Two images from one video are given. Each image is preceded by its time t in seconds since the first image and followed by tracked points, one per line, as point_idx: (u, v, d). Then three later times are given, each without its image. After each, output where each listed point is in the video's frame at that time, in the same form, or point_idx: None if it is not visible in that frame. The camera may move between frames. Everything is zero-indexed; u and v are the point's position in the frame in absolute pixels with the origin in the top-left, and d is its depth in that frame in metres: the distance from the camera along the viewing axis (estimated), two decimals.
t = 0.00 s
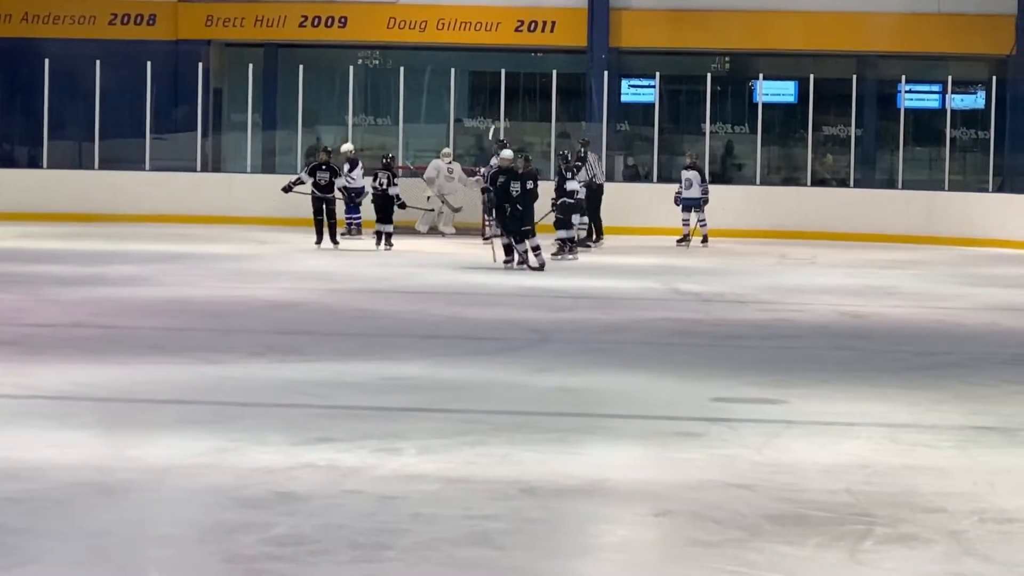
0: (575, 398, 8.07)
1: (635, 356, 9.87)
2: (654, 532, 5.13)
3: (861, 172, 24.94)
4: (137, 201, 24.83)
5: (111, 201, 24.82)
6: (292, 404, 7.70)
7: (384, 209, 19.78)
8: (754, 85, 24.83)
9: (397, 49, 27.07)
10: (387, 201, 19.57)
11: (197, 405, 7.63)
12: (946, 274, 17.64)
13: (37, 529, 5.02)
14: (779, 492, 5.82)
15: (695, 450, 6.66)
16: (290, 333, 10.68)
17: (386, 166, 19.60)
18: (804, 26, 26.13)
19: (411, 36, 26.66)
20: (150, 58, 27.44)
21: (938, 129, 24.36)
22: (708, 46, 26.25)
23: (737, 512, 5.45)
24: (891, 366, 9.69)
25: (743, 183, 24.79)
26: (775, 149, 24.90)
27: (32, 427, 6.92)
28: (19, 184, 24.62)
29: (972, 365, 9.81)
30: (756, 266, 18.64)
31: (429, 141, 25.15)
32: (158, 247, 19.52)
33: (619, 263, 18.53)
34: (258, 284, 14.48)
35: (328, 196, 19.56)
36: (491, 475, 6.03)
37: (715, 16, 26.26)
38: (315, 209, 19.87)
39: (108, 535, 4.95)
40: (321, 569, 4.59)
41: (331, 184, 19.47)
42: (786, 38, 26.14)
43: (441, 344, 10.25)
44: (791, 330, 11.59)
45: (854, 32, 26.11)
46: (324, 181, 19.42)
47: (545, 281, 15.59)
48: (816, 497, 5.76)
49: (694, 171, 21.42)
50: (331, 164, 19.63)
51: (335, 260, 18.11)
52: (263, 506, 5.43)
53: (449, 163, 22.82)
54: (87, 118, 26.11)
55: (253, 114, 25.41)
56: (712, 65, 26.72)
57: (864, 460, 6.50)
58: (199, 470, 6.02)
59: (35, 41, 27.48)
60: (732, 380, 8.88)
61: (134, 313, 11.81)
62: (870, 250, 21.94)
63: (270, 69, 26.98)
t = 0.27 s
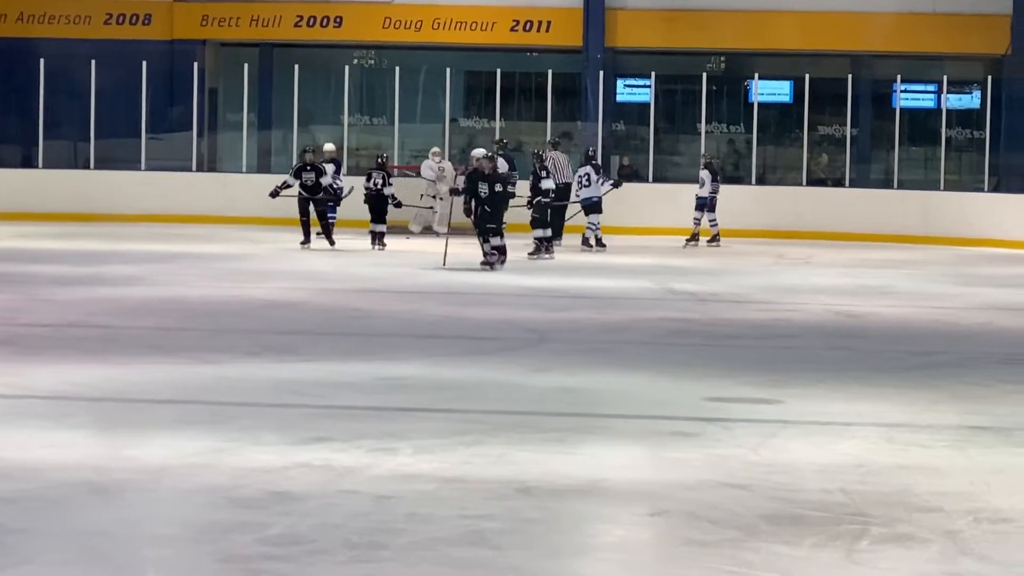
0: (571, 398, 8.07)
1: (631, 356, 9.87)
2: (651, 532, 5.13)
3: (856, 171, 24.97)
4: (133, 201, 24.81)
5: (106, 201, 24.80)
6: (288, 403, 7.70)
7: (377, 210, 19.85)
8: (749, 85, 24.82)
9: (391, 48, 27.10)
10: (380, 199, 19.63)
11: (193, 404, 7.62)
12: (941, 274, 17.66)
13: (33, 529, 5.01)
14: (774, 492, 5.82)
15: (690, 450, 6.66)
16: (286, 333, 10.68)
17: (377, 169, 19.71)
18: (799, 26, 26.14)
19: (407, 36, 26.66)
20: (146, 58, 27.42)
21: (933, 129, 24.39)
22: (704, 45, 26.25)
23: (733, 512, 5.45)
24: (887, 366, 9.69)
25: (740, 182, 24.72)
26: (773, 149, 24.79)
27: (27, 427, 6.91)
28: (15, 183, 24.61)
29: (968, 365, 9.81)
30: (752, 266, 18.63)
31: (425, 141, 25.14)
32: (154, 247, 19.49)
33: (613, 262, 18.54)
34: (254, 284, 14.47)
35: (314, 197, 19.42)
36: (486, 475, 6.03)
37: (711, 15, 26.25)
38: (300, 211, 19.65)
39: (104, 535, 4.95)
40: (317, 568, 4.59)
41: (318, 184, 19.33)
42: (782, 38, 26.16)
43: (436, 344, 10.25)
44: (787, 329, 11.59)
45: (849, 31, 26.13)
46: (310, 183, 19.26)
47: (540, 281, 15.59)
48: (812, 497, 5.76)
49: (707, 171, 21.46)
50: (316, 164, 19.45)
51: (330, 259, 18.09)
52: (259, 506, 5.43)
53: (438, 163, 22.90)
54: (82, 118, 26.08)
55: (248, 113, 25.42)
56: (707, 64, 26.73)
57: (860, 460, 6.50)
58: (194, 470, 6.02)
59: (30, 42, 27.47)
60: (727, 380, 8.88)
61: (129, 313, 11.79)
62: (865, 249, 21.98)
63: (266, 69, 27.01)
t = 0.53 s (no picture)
0: (567, 397, 8.07)
1: (627, 355, 9.88)
2: (646, 532, 5.13)
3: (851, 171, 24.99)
4: (127, 201, 24.77)
5: (100, 201, 24.76)
6: (282, 404, 7.70)
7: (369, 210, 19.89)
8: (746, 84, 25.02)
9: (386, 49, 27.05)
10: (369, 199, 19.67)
11: (188, 404, 7.62)
12: (936, 273, 17.69)
13: (29, 529, 5.01)
14: (770, 492, 5.82)
15: (686, 450, 6.67)
16: (281, 332, 10.67)
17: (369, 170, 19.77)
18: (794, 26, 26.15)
19: (401, 36, 26.65)
20: (141, 58, 27.41)
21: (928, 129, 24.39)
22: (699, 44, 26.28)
23: (729, 512, 5.45)
24: (883, 365, 9.70)
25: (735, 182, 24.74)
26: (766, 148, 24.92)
27: (22, 427, 6.91)
28: (9, 184, 24.58)
29: (963, 365, 9.83)
30: (748, 265, 18.64)
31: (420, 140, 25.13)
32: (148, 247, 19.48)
33: (609, 262, 18.55)
34: (248, 284, 14.47)
35: (300, 196, 19.26)
36: (482, 475, 6.03)
37: (706, 15, 26.28)
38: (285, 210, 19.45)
39: (99, 535, 4.95)
40: (312, 568, 4.59)
41: (302, 183, 19.20)
42: (777, 38, 26.17)
43: (432, 344, 10.25)
44: (782, 329, 11.60)
45: (843, 31, 26.13)
46: (295, 180, 19.14)
47: (535, 281, 15.58)
48: (807, 497, 5.76)
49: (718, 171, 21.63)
50: (303, 163, 19.37)
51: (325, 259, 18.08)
52: (254, 506, 5.43)
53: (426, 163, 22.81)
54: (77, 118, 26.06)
55: (243, 113, 25.40)
56: (702, 64, 26.72)
57: (855, 460, 6.51)
58: (189, 470, 6.02)
59: (25, 41, 27.46)
60: (723, 380, 8.89)
61: (125, 313, 11.79)
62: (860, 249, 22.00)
63: (260, 69, 27.01)
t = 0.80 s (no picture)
0: (561, 398, 8.07)
1: (620, 355, 9.88)
2: (639, 533, 5.13)
3: (844, 171, 25.03)
4: (120, 201, 24.75)
5: (93, 201, 24.73)
6: (276, 404, 7.69)
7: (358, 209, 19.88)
8: (737, 85, 24.81)
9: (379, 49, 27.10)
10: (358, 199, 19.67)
11: (182, 405, 7.61)
12: (929, 273, 17.72)
13: (22, 529, 5.01)
14: (763, 492, 5.82)
15: (679, 450, 6.66)
16: (274, 333, 10.67)
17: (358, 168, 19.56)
18: (787, 26, 26.17)
19: (395, 36, 26.64)
20: (134, 58, 27.37)
21: (921, 129, 24.43)
22: (692, 45, 26.29)
23: (722, 512, 5.45)
24: (876, 365, 9.71)
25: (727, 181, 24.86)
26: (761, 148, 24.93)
27: (16, 427, 6.90)
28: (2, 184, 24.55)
29: (957, 365, 9.84)
30: (742, 265, 18.65)
31: (414, 141, 25.14)
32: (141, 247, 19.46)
33: (602, 263, 18.56)
34: (242, 284, 14.46)
35: (286, 197, 19.02)
36: (476, 475, 6.03)
37: (700, 16, 26.30)
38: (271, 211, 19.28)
39: (92, 535, 4.95)
40: (305, 568, 4.59)
41: (291, 184, 18.93)
42: (770, 39, 26.16)
43: (425, 344, 10.25)
44: (776, 329, 11.61)
45: (836, 30, 26.14)
46: (285, 181, 18.84)
47: (529, 281, 15.58)
48: (801, 497, 5.77)
49: (729, 171, 21.89)
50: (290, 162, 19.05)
51: (319, 259, 18.07)
52: (248, 506, 5.42)
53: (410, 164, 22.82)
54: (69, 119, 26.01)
55: (237, 113, 25.38)
56: (696, 65, 26.72)
57: (848, 460, 6.51)
58: (182, 471, 6.01)
59: (18, 41, 27.41)
60: (716, 380, 8.89)
61: (118, 314, 11.78)
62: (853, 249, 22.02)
63: (253, 69, 26.99)
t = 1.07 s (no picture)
0: (554, 397, 8.07)
1: (613, 355, 9.89)
2: (632, 532, 5.13)
3: (837, 170, 25.07)
4: (111, 201, 24.71)
5: (85, 200, 24.68)
6: (268, 403, 7.69)
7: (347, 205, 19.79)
8: (731, 83, 24.97)
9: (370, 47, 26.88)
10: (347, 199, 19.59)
11: (175, 404, 7.60)
12: (921, 273, 17.74)
13: (14, 529, 5.00)
14: (756, 492, 5.83)
15: (672, 450, 6.66)
16: (267, 332, 10.65)
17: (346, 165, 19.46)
18: (780, 25, 26.18)
19: (388, 35, 26.62)
20: (126, 57, 27.34)
21: (914, 128, 24.44)
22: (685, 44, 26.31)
23: (715, 512, 5.45)
24: (869, 365, 9.71)
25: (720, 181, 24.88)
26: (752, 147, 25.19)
27: (7, 427, 6.88)
28: None
29: (950, 364, 9.85)
30: (734, 264, 18.66)
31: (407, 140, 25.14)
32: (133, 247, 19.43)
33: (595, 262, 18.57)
34: (234, 283, 14.45)
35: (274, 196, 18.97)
36: (469, 474, 6.03)
37: (692, 15, 26.31)
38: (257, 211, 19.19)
39: (85, 536, 4.94)
40: (297, 568, 4.59)
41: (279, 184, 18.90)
42: (763, 38, 26.16)
43: (418, 344, 10.25)
44: (769, 329, 11.62)
45: (829, 30, 26.15)
46: (273, 180, 18.80)
47: (522, 281, 15.58)
48: (794, 496, 5.77)
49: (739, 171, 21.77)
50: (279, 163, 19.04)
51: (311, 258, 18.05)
52: (241, 506, 5.41)
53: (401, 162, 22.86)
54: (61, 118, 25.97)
55: (229, 113, 25.35)
56: (688, 64, 26.73)
57: (841, 460, 6.51)
58: (175, 470, 6.00)
59: (10, 41, 27.37)
60: (709, 379, 8.90)
61: (110, 313, 11.76)
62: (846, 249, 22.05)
63: (246, 68, 26.99)
